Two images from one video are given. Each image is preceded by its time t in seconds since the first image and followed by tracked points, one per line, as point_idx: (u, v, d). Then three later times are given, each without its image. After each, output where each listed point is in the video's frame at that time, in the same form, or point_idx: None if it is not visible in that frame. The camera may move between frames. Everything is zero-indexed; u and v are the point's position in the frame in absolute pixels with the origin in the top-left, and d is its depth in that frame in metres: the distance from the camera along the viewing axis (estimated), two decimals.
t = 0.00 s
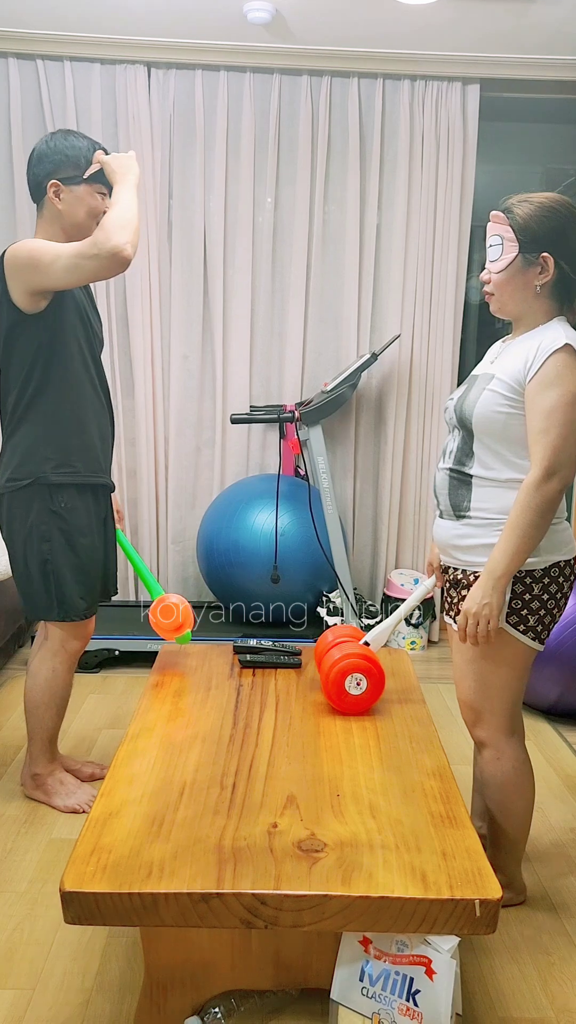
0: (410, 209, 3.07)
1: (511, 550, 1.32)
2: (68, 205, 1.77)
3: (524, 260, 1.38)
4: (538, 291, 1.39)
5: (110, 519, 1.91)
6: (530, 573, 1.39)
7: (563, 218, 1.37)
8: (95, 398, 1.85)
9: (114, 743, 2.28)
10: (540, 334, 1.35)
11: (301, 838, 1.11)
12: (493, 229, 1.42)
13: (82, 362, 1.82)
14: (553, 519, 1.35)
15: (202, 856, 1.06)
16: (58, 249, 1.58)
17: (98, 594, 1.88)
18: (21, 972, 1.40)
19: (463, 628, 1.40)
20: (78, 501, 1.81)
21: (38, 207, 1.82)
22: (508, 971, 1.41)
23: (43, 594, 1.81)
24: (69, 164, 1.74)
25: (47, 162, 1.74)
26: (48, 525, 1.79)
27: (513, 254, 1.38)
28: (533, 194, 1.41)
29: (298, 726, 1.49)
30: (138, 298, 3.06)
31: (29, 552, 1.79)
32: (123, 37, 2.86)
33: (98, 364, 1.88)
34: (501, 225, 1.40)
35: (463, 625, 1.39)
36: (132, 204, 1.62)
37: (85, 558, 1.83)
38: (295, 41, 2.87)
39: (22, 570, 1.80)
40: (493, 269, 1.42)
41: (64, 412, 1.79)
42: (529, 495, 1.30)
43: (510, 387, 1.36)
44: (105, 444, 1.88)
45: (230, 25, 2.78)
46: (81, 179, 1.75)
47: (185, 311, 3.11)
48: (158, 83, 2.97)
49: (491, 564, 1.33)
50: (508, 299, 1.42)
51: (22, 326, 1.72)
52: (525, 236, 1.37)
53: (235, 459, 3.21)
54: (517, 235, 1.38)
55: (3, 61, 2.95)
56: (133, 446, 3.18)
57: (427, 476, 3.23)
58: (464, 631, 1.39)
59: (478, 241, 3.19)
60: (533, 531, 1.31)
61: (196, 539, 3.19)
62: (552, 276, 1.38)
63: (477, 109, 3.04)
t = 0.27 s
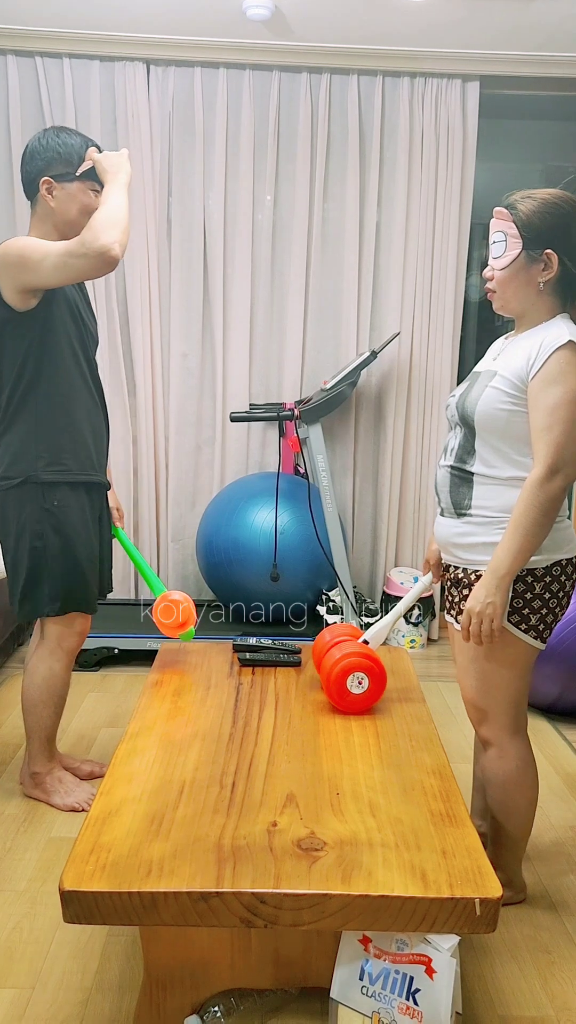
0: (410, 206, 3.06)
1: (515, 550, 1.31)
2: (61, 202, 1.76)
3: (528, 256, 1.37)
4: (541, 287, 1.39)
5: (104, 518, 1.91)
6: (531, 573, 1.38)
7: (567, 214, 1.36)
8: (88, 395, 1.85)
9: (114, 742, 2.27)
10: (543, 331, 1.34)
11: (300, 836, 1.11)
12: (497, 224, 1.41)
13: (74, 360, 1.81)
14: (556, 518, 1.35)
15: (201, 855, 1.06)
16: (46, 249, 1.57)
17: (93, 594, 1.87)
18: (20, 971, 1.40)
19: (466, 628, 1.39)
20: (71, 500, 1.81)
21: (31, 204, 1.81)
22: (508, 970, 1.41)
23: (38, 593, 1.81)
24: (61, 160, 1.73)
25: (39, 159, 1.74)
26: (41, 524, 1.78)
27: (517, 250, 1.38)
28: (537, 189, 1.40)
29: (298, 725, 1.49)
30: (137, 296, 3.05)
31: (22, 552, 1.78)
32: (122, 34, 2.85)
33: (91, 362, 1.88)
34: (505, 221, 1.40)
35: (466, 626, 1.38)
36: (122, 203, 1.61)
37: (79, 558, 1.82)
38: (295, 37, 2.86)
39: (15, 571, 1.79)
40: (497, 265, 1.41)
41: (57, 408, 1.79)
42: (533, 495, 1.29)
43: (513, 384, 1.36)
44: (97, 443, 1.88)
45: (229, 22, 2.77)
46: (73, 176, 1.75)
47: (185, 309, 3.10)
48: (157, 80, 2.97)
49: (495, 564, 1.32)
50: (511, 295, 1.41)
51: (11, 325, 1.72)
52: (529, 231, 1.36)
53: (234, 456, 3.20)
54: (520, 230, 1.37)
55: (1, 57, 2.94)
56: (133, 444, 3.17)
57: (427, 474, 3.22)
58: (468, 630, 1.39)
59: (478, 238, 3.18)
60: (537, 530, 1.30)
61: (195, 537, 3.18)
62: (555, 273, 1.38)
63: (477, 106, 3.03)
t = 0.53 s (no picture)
0: (411, 204, 3.05)
1: (514, 548, 1.31)
2: (60, 197, 1.76)
3: (534, 251, 1.37)
4: (547, 284, 1.38)
5: (101, 517, 1.91)
6: (540, 573, 1.38)
7: (572, 211, 1.36)
8: (85, 396, 1.84)
9: (114, 740, 2.27)
10: (548, 329, 1.34)
11: (301, 835, 1.11)
12: (503, 219, 1.41)
13: (70, 361, 1.81)
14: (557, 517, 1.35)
15: (202, 853, 1.06)
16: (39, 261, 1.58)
17: (91, 594, 1.87)
18: (21, 970, 1.40)
19: (462, 626, 1.39)
20: (67, 500, 1.80)
21: (30, 200, 1.81)
22: (509, 968, 1.41)
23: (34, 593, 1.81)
24: (61, 156, 1.74)
25: (39, 154, 1.74)
26: (37, 524, 1.78)
27: (523, 245, 1.37)
28: (542, 185, 1.40)
29: (299, 723, 1.48)
30: (138, 294, 3.05)
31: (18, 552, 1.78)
32: (123, 31, 2.85)
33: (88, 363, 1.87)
34: (511, 216, 1.39)
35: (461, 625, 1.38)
36: (115, 240, 1.62)
37: (76, 558, 1.82)
38: (295, 34, 2.86)
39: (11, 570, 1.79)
40: (501, 261, 1.41)
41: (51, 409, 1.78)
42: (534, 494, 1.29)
43: (517, 382, 1.36)
44: (94, 444, 1.87)
45: (229, 18, 2.76)
46: (72, 172, 1.75)
47: (185, 307, 3.10)
48: (157, 78, 2.96)
49: (494, 562, 1.32)
50: (515, 292, 1.41)
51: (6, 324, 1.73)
52: (535, 227, 1.36)
53: (235, 454, 3.20)
54: (527, 226, 1.37)
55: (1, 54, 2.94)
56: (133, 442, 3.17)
57: (428, 472, 3.22)
58: (463, 628, 1.39)
59: (478, 236, 3.17)
60: (537, 530, 1.30)
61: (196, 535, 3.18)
62: (561, 270, 1.37)
63: (478, 103, 3.02)
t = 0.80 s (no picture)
0: (412, 203, 3.05)
1: (524, 550, 1.31)
2: (62, 195, 1.76)
3: (538, 249, 1.37)
4: (551, 282, 1.38)
5: (102, 517, 1.91)
6: (542, 573, 1.38)
7: None
8: (84, 394, 1.84)
9: (115, 739, 2.27)
10: (553, 328, 1.34)
11: (302, 833, 1.11)
12: (506, 216, 1.41)
13: (70, 360, 1.81)
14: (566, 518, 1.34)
15: (203, 851, 1.06)
16: (37, 281, 1.60)
17: (92, 592, 1.87)
18: (22, 968, 1.40)
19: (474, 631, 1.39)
20: (67, 499, 1.80)
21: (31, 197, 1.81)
22: (510, 967, 1.41)
23: (35, 591, 1.81)
24: (64, 152, 1.74)
25: (41, 151, 1.74)
26: (36, 523, 1.78)
27: (527, 242, 1.37)
28: (547, 182, 1.39)
29: (300, 722, 1.49)
30: (139, 293, 3.05)
31: (17, 551, 1.78)
32: (124, 29, 2.84)
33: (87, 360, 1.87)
34: (515, 213, 1.39)
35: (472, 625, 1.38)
36: (105, 265, 1.65)
37: (75, 557, 1.82)
38: (296, 32, 2.86)
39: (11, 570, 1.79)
40: (504, 258, 1.41)
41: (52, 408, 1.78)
42: (543, 495, 1.28)
43: (523, 382, 1.35)
44: (93, 442, 1.87)
45: (230, 17, 2.76)
46: (74, 170, 1.75)
47: (186, 306, 3.10)
48: (158, 77, 2.96)
49: (504, 565, 1.32)
50: (518, 290, 1.41)
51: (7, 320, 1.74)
52: (540, 224, 1.36)
53: (235, 453, 3.20)
54: (531, 223, 1.37)
55: (3, 53, 2.93)
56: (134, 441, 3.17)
57: (429, 471, 3.22)
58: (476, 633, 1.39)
59: (479, 235, 3.17)
60: (546, 531, 1.30)
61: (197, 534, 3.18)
62: (565, 267, 1.37)
63: (479, 102, 3.01)
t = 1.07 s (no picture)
0: (413, 203, 3.05)
1: (528, 552, 1.31)
2: (64, 192, 1.76)
3: (539, 248, 1.37)
4: (551, 281, 1.38)
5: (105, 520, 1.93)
6: (538, 574, 1.38)
7: None
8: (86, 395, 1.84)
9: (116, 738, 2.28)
10: (553, 328, 1.34)
11: (303, 832, 1.11)
12: (506, 214, 1.40)
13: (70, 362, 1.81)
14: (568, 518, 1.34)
15: (204, 850, 1.06)
16: (28, 312, 1.62)
17: (93, 592, 1.87)
18: (24, 966, 1.40)
19: (479, 635, 1.39)
20: (72, 502, 1.81)
21: (34, 195, 1.80)
22: (510, 966, 1.41)
23: (37, 590, 1.81)
24: (66, 151, 1.72)
25: (43, 148, 1.72)
26: (40, 524, 1.78)
27: (528, 242, 1.37)
28: (547, 180, 1.39)
29: (301, 721, 1.49)
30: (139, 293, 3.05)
31: (20, 551, 1.78)
32: (126, 29, 2.85)
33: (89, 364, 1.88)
34: (514, 212, 1.39)
35: (479, 626, 1.38)
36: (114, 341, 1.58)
37: (78, 557, 1.82)
38: (298, 31, 2.86)
39: (14, 569, 1.79)
40: (505, 257, 1.41)
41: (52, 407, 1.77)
42: (545, 495, 1.29)
43: (522, 382, 1.35)
44: (95, 444, 1.88)
45: (232, 16, 2.76)
46: (76, 168, 1.74)
47: (187, 305, 3.10)
48: (160, 76, 2.96)
49: (507, 567, 1.33)
50: (519, 289, 1.41)
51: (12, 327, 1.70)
52: (540, 223, 1.36)
53: (237, 452, 3.20)
54: (531, 222, 1.36)
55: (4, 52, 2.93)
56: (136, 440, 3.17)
57: (430, 470, 3.22)
58: (481, 637, 1.39)
59: (481, 235, 3.17)
60: (549, 531, 1.30)
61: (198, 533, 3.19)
62: (566, 267, 1.38)
63: (481, 101, 3.01)
